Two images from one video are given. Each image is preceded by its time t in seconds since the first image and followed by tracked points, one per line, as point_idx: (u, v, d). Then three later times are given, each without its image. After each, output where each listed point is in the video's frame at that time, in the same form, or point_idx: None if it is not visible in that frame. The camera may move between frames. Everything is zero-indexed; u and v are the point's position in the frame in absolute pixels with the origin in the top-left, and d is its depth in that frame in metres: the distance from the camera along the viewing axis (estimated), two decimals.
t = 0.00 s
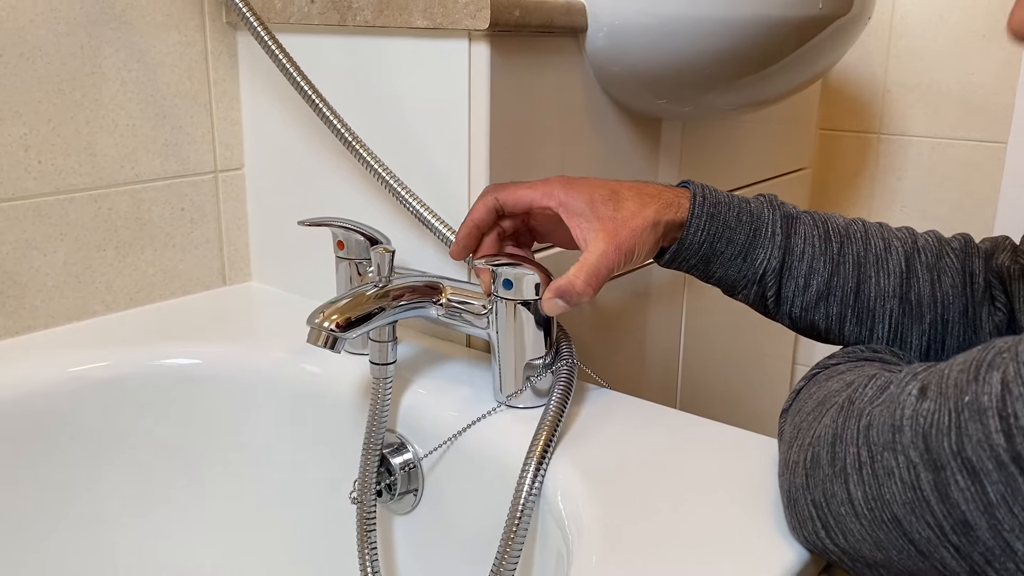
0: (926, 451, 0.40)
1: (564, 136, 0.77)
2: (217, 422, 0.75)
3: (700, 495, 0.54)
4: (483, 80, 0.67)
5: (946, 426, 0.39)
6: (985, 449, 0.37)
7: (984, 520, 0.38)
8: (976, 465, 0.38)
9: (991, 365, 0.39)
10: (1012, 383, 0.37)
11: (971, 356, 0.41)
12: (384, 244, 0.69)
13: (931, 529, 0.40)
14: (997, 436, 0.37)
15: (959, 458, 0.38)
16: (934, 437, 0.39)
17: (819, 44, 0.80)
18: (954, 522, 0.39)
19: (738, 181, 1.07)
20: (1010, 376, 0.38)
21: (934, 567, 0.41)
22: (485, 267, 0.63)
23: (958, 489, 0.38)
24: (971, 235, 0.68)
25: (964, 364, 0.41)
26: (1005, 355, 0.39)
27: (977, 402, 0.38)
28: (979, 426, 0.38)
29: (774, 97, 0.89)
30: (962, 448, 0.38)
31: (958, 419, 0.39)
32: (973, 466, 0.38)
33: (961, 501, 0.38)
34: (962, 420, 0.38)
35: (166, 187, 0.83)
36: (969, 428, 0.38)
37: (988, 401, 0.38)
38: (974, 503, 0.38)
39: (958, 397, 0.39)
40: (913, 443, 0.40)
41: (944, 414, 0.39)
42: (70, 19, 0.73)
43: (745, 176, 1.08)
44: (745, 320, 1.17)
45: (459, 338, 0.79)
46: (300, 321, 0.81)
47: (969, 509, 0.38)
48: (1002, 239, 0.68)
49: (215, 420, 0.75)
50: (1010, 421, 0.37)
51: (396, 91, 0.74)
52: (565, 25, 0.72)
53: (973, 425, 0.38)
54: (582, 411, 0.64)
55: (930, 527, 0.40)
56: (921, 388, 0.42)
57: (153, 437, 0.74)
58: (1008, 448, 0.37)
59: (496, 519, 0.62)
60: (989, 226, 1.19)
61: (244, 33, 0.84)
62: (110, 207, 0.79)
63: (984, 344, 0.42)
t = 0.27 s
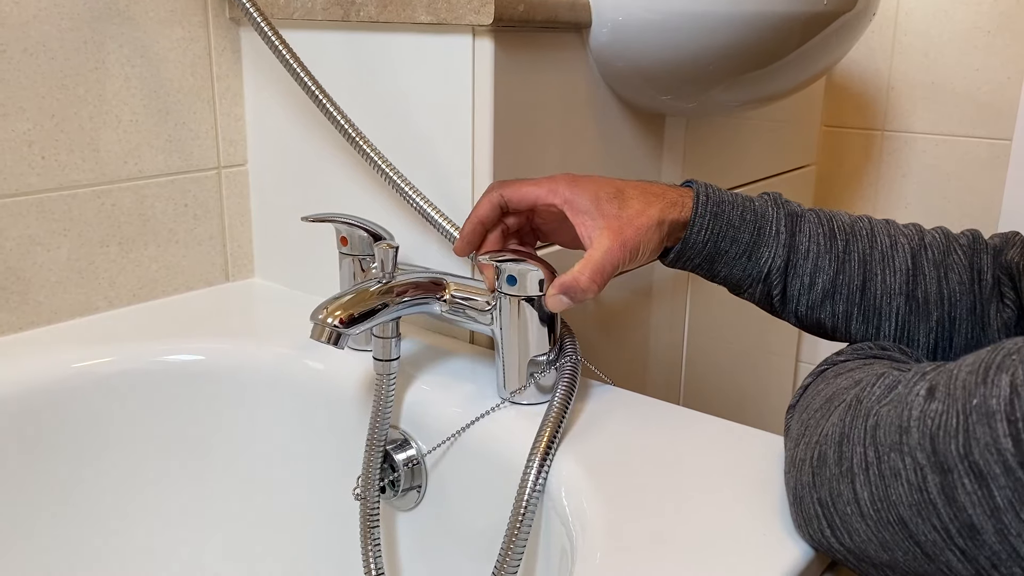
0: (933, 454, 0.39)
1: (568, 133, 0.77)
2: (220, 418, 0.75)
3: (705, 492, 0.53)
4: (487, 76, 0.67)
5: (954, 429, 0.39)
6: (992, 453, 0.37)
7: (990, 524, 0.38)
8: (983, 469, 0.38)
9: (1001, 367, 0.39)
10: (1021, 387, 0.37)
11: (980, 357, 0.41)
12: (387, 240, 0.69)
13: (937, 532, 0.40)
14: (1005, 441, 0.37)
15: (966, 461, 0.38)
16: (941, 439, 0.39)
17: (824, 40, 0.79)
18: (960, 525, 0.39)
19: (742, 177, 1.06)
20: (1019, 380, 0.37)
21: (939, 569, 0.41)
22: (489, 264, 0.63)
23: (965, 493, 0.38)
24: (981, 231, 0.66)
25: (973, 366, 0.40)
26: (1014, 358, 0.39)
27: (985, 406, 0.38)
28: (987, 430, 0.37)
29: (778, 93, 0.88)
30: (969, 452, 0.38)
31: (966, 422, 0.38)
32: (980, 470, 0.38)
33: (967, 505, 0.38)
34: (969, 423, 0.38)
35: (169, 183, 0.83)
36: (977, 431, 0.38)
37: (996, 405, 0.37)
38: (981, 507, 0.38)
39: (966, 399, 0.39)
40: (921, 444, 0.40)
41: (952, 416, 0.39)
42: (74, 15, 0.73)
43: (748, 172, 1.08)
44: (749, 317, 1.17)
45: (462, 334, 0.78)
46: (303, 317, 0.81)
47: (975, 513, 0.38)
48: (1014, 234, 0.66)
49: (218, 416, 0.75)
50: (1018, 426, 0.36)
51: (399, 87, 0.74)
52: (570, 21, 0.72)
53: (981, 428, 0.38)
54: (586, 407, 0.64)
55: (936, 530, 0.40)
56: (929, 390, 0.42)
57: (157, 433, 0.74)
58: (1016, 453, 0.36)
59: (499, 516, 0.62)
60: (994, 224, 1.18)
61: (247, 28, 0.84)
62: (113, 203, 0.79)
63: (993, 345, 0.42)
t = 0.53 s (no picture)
0: (935, 453, 0.39)
1: (571, 131, 0.77)
2: (223, 416, 0.75)
3: (708, 491, 0.53)
4: (490, 74, 0.67)
5: (955, 429, 0.39)
6: (993, 453, 0.37)
7: (991, 523, 0.38)
8: (984, 469, 0.38)
9: (1002, 367, 0.39)
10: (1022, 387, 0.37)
11: (982, 357, 0.41)
12: (390, 238, 0.69)
13: (938, 531, 0.40)
14: (1006, 440, 0.37)
15: (967, 461, 0.38)
16: (943, 438, 0.39)
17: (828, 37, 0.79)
18: (961, 524, 0.39)
19: (745, 176, 1.06)
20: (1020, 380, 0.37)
21: (940, 569, 0.41)
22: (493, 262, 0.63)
23: (966, 492, 0.38)
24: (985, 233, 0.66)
25: (975, 365, 0.40)
26: (1016, 357, 0.39)
27: (986, 405, 0.38)
28: (988, 430, 0.37)
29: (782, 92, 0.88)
30: (970, 451, 0.38)
31: (967, 422, 0.38)
32: (981, 469, 0.38)
33: (968, 504, 0.38)
34: (971, 422, 0.38)
35: (173, 181, 0.83)
36: (978, 431, 0.38)
37: (997, 405, 0.37)
38: (982, 506, 0.38)
39: (967, 399, 0.39)
40: (922, 444, 0.40)
41: (954, 416, 0.39)
42: (77, 13, 0.73)
43: (751, 171, 1.08)
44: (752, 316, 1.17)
45: (465, 332, 0.78)
46: (306, 315, 0.81)
47: (976, 513, 0.38)
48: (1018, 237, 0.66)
49: (222, 414, 0.75)
50: (1019, 426, 0.36)
51: (403, 85, 0.74)
52: (573, 19, 0.71)
53: (982, 428, 0.38)
54: (588, 406, 0.64)
55: (937, 529, 0.40)
56: (931, 389, 0.42)
57: (160, 431, 0.74)
58: (1016, 453, 0.36)
59: (502, 514, 0.62)
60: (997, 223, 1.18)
61: (250, 27, 0.84)
62: (117, 201, 0.79)
63: (996, 344, 0.42)
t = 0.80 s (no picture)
0: (940, 454, 0.39)
1: (574, 129, 0.77)
2: (226, 413, 0.75)
3: (712, 488, 0.53)
4: (494, 71, 0.67)
5: (961, 430, 0.39)
6: (998, 455, 0.37)
7: (996, 525, 0.38)
8: (989, 471, 0.38)
9: (1009, 368, 0.39)
10: None
11: (989, 357, 0.41)
12: (394, 235, 0.69)
13: (943, 532, 0.40)
14: (1012, 443, 0.37)
15: (972, 463, 0.38)
16: (948, 439, 0.39)
17: (833, 33, 0.79)
18: (966, 526, 0.39)
19: (749, 173, 1.06)
20: None
21: (945, 570, 0.41)
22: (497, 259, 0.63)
23: (971, 494, 0.38)
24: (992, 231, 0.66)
25: (981, 366, 0.40)
26: None
27: (992, 407, 0.38)
28: (994, 432, 0.37)
29: (786, 89, 0.88)
30: (975, 453, 0.38)
31: (973, 423, 0.38)
32: (987, 471, 0.38)
33: (973, 506, 0.38)
34: (976, 424, 0.38)
35: (176, 178, 0.83)
36: (984, 433, 0.38)
37: (1003, 407, 0.38)
38: (987, 508, 0.38)
39: (973, 400, 0.39)
40: (927, 444, 0.40)
41: (960, 417, 0.39)
42: (82, 10, 0.73)
43: (755, 169, 1.07)
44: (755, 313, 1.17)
45: (468, 329, 0.78)
46: (310, 312, 0.81)
47: (981, 515, 0.38)
48: None
49: (225, 411, 0.75)
50: None
51: (407, 82, 0.74)
52: (577, 16, 0.71)
53: (988, 430, 0.38)
54: (593, 404, 0.64)
55: (942, 530, 0.40)
56: (937, 389, 0.42)
57: (165, 427, 0.74)
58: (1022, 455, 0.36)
59: (506, 512, 0.62)
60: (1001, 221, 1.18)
61: (254, 23, 0.84)
62: (121, 198, 0.79)
63: (1002, 345, 0.42)
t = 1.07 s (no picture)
0: (948, 453, 0.39)
1: (579, 125, 0.77)
2: (231, 409, 0.75)
3: (718, 486, 0.53)
4: (500, 67, 0.67)
5: (970, 430, 0.39)
6: (1008, 455, 0.37)
7: (1005, 526, 0.38)
8: (998, 471, 0.37)
9: (1019, 367, 0.38)
10: None
11: (998, 356, 0.40)
12: (398, 232, 0.69)
13: (951, 532, 0.39)
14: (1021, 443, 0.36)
15: (981, 462, 0.38)
16: (957, 439, 0.39)
17: (841, 30, 0.78)
18: (974, 526, 0.39)
19: (753, 170, 1.06)
20: None
21: (952, 570, 0.41)
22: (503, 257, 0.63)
23: (980, 494, 0.38)
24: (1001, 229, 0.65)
25: (991, 365, 0.40)
26: None
27: (1001, 407, 0.38)
28: (1003, 432, 0.37)
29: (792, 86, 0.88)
30: (985, 453, 0.38)
31: (982, 422, 0.38)
32: (996, 471, 0.37)
33: (982, 506, 0.38)
34: (986, 424, 0.38)
35: (180, 174, 0.83)
36: (993, 432, 0.38)
37: (1013, 406, 0.37)
38: (995, 509, 0.38)
39: (983, 400, 0.39)
40: (936, 444, 0.40)
41: (969, 417, 0.39)
42: (85, 5, 0.73)
43: (760, 165, 1.07)
44: (759, 310, 1.17)
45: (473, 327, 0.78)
46: (313, 309, 0.81)
47: (990, 515, 0.38)
48: None
49: (229, 408, 0.75)
50: None
51: (411, 79, 0.74)
52: (583, 12, 0.71)
53: (998, 430, 0.37)
54: (598, 401, 0.64)
55: (950, 530, 0.39)
56: (945, 387, 0.41)
57: (169, 424, 0.74)
58: None
59: (511, 510, 0.62)
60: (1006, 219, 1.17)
61: (258, 19, 0.84)
62: (124, 194, 0.79)
63: (1012, 343, 0.41)
